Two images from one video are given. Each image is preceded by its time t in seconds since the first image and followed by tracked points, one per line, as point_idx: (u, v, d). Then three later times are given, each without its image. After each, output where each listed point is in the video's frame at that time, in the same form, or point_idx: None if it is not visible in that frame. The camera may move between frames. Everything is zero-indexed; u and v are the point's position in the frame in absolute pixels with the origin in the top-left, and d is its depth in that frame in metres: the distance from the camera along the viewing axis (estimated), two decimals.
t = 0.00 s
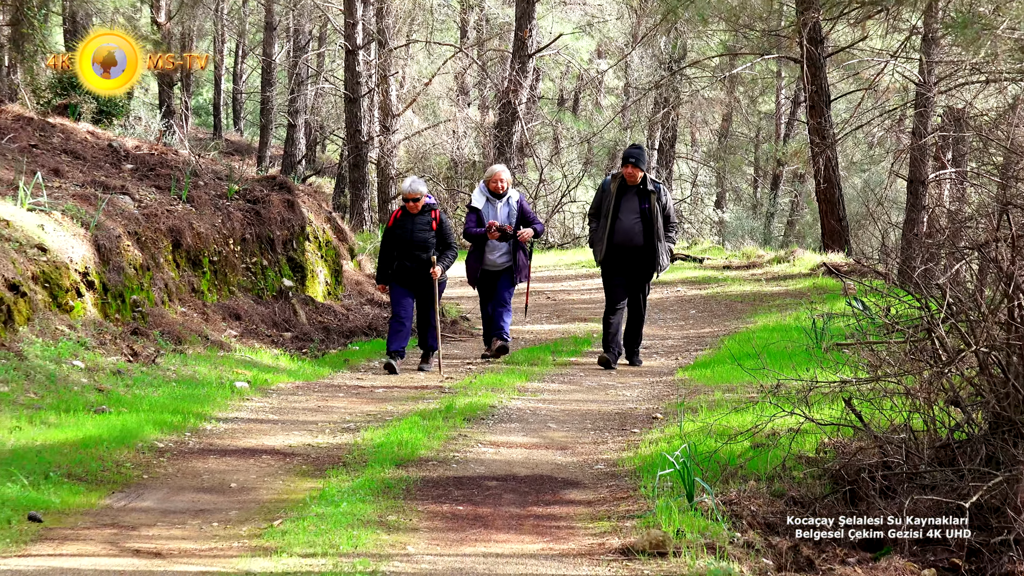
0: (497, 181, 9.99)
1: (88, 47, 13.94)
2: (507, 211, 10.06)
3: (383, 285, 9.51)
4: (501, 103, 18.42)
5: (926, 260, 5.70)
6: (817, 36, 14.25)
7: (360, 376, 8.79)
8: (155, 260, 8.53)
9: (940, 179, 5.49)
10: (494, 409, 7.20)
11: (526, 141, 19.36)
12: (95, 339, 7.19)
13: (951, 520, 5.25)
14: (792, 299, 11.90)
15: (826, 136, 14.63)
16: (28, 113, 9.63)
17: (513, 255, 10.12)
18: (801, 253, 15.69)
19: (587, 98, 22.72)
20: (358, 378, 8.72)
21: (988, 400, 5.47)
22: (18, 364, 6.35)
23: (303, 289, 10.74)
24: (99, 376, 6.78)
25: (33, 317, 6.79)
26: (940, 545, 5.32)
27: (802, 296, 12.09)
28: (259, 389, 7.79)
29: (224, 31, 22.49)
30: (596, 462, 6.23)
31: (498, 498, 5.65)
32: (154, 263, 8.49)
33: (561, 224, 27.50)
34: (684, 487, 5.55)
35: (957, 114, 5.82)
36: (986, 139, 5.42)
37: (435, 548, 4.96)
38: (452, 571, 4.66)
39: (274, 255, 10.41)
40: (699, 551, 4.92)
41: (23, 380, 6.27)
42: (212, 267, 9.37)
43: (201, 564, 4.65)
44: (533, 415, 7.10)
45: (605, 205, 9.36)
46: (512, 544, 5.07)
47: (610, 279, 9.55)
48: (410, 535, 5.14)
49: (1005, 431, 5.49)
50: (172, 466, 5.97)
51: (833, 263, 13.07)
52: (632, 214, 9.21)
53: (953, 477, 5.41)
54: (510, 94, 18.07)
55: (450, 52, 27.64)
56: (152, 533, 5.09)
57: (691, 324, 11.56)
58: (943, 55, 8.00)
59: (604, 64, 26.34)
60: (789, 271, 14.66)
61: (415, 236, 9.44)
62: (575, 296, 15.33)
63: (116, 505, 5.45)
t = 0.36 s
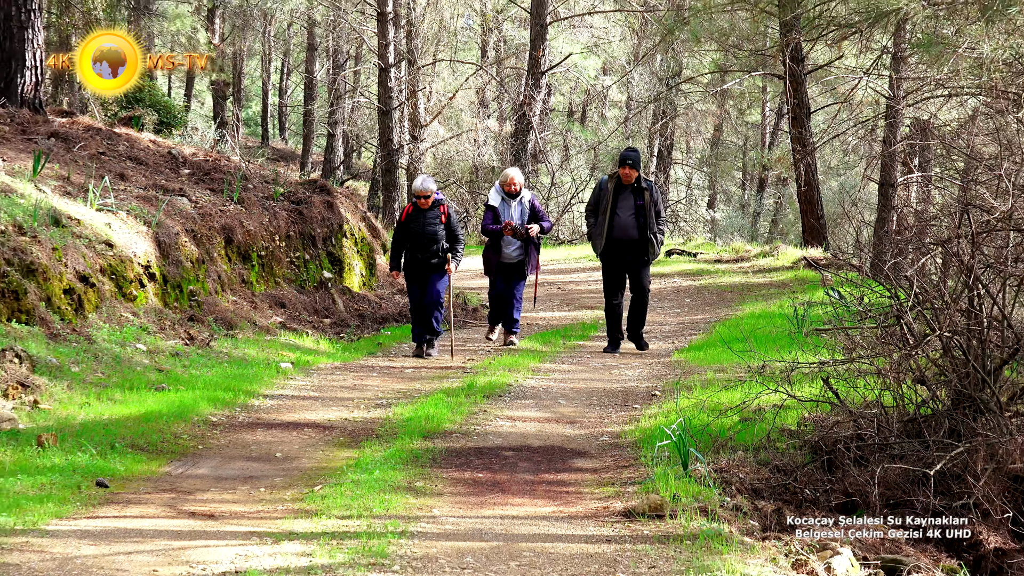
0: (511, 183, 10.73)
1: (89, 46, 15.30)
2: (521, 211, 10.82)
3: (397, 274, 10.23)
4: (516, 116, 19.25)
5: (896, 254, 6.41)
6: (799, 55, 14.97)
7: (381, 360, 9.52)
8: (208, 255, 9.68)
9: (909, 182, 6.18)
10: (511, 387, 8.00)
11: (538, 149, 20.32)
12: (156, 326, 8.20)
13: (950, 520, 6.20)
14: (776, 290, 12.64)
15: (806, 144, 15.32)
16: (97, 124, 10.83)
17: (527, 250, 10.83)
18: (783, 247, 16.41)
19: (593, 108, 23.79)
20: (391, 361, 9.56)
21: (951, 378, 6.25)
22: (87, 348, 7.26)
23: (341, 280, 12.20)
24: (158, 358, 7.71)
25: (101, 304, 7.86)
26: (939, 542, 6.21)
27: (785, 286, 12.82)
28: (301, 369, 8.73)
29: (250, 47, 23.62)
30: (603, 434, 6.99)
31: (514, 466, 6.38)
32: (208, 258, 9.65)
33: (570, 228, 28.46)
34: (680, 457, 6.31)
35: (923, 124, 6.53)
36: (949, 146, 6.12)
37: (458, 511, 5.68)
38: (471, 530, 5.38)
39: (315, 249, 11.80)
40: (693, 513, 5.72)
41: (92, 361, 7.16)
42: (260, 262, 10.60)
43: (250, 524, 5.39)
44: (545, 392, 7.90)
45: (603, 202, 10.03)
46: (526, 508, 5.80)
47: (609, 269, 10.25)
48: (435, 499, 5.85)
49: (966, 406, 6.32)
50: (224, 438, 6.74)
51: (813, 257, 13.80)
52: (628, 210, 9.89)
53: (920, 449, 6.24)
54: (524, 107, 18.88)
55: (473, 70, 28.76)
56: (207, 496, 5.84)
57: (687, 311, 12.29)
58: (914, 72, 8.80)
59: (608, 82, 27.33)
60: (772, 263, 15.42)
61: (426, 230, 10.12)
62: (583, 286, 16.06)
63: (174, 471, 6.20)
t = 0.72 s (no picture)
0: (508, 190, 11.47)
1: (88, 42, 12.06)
2: (520, 214, 11.56)
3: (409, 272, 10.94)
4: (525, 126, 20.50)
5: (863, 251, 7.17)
6: (776, 71, 15.71)
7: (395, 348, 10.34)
8: (249, 250, 10.71)
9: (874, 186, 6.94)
10: (518, 368, 8.90)
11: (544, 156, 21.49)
12: (201, 313, 9.15)
13: (951, 521, 6.72)
14: (756, 283, 13.49)
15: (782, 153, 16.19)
16: (148, 134, 12.27)
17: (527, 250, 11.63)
18: (763, 244, 17.29)
19: (593, 119, 25.11)
20: (410, 348, 10.44)
21: (913, 362, 7.01)
22: (140, 334, 8.17)
23: (367, 274, 13.37)
24: (204, 343, 8.63)
25: (152, 295, 8.80)
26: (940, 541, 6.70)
27: (764, 280, 13.68)
28: (332, 353, 9.66)
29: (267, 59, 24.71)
30: (600, 411, 7.83)
31: (522, 440, 7.17)
32: (249, 253, 10.67)
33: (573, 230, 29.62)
34: (669, 432, 7.09)
35: (888, 134, 7.30)
36: (911, 155, 6.87)
37: (471, 480, 6.43)
38: (483, 497, 6.13)
39: (343, 246, 12.99)
40: (681, 482, 6.49)
41: (143, 346, 8.05)
42: (295, 257, 11.67)
43: (286, 492, 6.13)
44: (549, 374, 8.79)
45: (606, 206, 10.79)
46: (532, 477, 6.56)
47: (606, 268, 10.99)
48: (451, 469, 6.61)
49: (926, 386, 7.07)
50: (262, 414, 7.56)
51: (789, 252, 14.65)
52: (628, 215, 10.65)
53: (884, 425, 7.05)
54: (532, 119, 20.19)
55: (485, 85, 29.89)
56: (247, 466, 6.61)
57: (676, 300, 13.17)
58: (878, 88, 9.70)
59: (607, 96, 28.41)
60: (753, 259, 16.31)
61: (437, 233, 10.83)
62: (583, 279, 16.90)
63: (218, 444, 6.98)
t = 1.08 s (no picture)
0: (506, 193, 12.28)
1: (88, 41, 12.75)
2: (515, 216, 12.29)
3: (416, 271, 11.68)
4: (529, 137, 22.00)
5: (834, 250, 7.96)
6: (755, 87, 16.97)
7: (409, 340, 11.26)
8: (282, 249, 11.80)
9: (844, 191, 7.74)
10: (523, 355, 9.84)
11: (546, 164, 22.84)
12: (238, 305, 10.21)
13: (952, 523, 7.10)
14: (737, 279, 14.44)
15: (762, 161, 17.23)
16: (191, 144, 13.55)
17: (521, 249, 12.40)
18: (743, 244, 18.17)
19: (591, 131, 26.66)
20: (421, 340, 11.31)
21: (879, 349, 7.82)
22: (183, 324, 9.15)
23: (388, 271, 14.42)
24: (240, 332, 9.68)
25: (194, 289, 9.84)
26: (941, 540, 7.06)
27: (745, 275, 14.64)
28: (356, 341, 10.88)
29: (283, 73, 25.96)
30: (597, 394, 8.73)
31: (527, 420, 8.01)
32: (281, 252, 11.76)
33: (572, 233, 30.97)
34: (660, 413, 7.91)
35: (856, 144, 8.11)
36: (877, 163, 7.66)
37: (480, 456, 7.22)
38: (491, 472, 6.91)
39: (366, 245, 14.00)
40: (670, 458, 7.28)
41: (185, 335, 9.02)
42: (322, 256, 12.73)
43: (314, 467, 6.91)
44: (551, 361, 9.74)
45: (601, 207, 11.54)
46: (536, 454, 7.36)
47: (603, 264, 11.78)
48: (463, 445, 7.43)
49: (890, 371, 7.87)
50: (293, 397, 8.43)
51: (769, 251, 15.67)
52: (622, 216, 11.41)
53: (853, 406, 7.89)
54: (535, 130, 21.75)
55: (493, 100, 31.23)
56: (279, 444, 7.41)
57: (666, 295, 14.16)
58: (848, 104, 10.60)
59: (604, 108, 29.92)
60: (732, 257, 17.27)
61: (441, 235, 11.62)
62: (582, 274, 17.78)
63: (253, 423, 7.81)
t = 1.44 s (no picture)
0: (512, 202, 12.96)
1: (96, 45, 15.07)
2: (519, 225, 13.04)
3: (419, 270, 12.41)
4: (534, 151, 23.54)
5: (810, 252, 8.81)
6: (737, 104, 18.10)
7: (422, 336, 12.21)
8: (311, 252, 12.89)
9: (819, 199, 8.58)
10: (529, 347, 10.83)
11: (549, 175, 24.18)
12: (271, 303, 11.26)
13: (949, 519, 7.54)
14: (721, 278, 15.39)
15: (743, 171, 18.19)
16: (229, 159, 14.79)
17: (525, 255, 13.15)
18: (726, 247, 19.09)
19: (590, 145, 28.14)
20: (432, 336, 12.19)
21: (850, 342, 8.68)
22: (222, 321, 10.10)
23: (406, 272, 15.79)
24: (273, 327, 10.71)
25: (231, 289, 10.82)
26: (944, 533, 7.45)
27: (728, 275, 15.58)
28: (378, 335, 11.97)
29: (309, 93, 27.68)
30: (596, 382, 9.69)
31: (532, 406, 8.90)
32: (311, 255, 12.86)
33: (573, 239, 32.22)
34: (652, 400, 8.80)
35: (830, 157, 8.97)
36: (849, 174, 8.50)
37: (490, 438, 8.07)
38: (500, 453, 7.75)
39: (386, 249, 15.35)
40: (661, 440, 8.12)
41: (223, 330, 9.96)
42: (348, 258, 13.96)
43: (340, 449, 7.74)
44: (554, 353, 10.73)
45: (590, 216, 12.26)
46: (541, 437, 8.21)
47: (597, 269, 12.47)
48: (474, 429, 8.29)
49: (860, 361, 8.75)
50: (320, 386, 9.36)
51: (750, 253, 16.66)
52: (610, 221, 12.13)
53: (828, 393, 8.74)
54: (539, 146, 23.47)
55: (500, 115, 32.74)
56: (309, 428, 8.26)
57: (658, 292, 15.14)
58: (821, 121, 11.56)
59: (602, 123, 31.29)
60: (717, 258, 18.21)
61: (441, 236, 12.27)
62: (581, 274, 18.75)
63: (285, 409, 8.69)
